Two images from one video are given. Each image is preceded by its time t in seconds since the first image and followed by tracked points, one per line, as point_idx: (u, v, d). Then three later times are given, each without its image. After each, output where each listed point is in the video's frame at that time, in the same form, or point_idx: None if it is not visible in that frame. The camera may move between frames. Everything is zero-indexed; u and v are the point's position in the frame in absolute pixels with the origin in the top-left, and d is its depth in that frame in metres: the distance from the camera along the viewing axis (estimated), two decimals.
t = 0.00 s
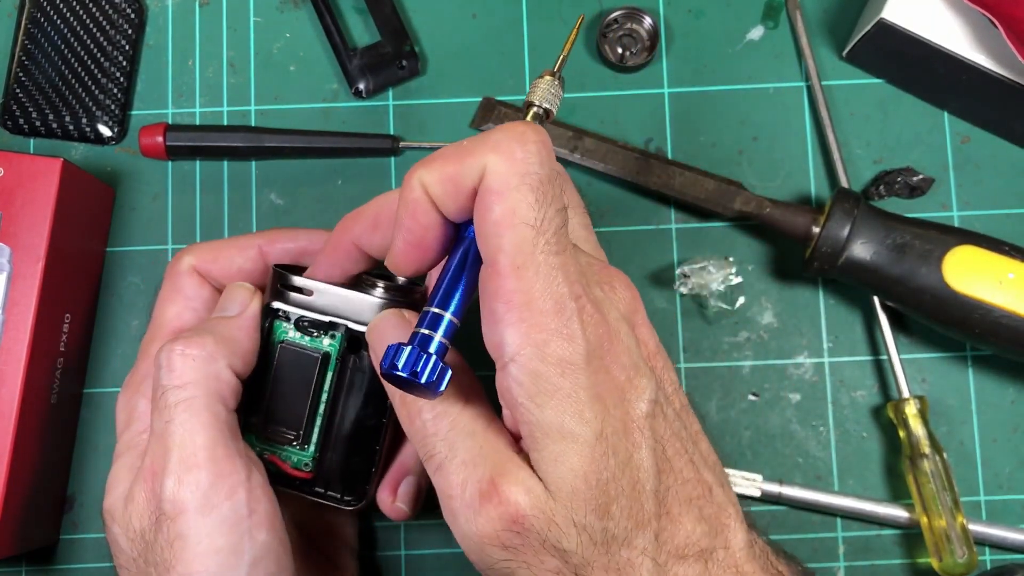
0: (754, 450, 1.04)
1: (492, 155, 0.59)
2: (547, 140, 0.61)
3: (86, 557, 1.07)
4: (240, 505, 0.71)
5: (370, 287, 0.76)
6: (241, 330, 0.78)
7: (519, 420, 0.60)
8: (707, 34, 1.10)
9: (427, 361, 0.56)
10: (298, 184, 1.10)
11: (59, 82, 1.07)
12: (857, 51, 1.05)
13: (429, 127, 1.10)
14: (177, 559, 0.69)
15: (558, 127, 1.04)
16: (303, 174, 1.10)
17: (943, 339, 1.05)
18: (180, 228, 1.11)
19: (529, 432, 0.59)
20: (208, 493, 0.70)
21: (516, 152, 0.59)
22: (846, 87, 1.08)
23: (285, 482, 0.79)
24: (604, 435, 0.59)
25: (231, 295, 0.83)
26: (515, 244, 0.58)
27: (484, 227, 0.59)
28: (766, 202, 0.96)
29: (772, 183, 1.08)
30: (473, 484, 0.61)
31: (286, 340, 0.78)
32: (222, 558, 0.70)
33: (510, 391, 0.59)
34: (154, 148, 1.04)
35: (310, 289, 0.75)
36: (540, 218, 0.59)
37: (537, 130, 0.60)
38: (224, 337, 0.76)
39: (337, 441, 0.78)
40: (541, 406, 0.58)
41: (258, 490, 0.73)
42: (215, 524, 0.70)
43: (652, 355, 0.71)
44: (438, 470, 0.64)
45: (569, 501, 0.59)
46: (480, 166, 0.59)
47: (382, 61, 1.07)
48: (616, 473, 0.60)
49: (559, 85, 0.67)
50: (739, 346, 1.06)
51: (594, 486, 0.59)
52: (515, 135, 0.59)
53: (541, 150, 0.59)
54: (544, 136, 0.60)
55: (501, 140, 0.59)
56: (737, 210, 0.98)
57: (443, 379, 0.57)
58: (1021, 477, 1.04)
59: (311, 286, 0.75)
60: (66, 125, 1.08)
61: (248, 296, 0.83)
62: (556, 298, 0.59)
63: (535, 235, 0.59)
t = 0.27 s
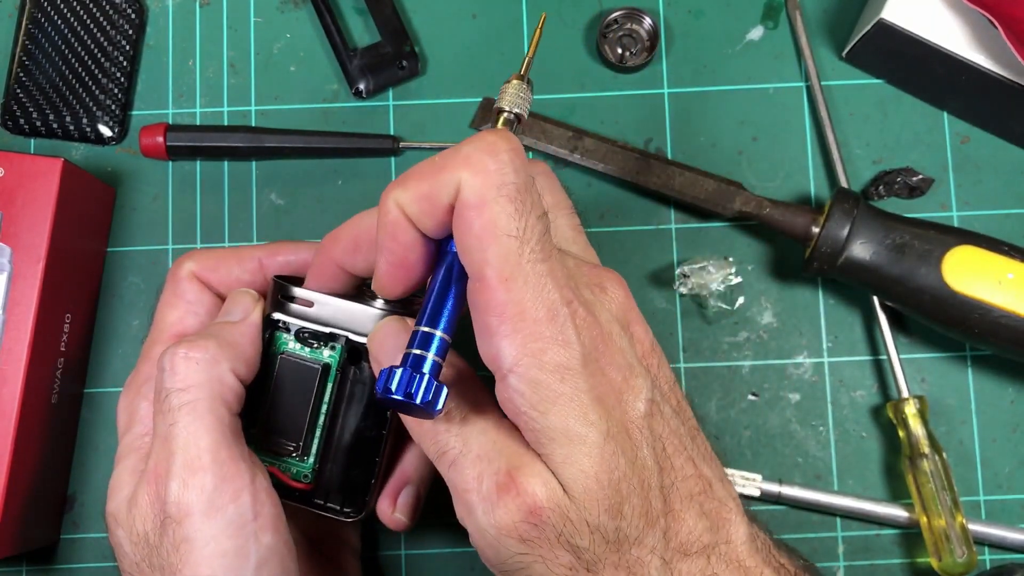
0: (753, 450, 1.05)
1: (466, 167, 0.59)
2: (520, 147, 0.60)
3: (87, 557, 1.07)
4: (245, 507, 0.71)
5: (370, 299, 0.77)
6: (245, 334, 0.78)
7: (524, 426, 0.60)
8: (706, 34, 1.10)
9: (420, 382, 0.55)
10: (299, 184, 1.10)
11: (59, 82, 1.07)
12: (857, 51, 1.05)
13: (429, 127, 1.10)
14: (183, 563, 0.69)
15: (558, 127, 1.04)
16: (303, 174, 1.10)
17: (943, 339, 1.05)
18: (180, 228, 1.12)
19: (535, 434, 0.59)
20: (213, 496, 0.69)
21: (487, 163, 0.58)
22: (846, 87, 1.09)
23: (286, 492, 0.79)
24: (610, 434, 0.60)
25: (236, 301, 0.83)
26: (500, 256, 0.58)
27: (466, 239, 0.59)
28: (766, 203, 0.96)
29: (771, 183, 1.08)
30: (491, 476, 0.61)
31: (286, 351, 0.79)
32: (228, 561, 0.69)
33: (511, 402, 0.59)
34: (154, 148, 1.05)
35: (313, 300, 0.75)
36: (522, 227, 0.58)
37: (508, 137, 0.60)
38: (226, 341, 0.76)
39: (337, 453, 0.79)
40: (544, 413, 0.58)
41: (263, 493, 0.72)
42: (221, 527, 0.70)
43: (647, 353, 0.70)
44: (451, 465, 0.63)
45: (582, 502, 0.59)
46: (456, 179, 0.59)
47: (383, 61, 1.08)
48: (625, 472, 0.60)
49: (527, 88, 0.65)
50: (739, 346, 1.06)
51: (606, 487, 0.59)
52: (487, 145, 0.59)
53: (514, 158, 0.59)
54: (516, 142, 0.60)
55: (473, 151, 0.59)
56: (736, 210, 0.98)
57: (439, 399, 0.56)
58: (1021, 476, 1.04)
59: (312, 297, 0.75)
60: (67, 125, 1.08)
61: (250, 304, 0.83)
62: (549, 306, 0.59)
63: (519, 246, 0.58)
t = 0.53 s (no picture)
0: (754, 450, 1.04)
1: (461, 163, 0.59)
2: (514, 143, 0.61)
3: (87, 557, 1.07)
4: (248, 507, 0.70)
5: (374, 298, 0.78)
6: (250, 335, 0.78)
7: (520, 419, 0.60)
8: (706, 34, 1.10)
9: (410, 376, 0.56)
10: (299, 184, 1.10)
11: (59, 82, 1.07)
12: (857, 51, 1.05)
13: (429, 127, 1.10)
14: (186, 561, 0.69)
15: (558, 127, 1.03)
16: (303, 174, 1.10)
17: (943, 339, 1.05)
18: (180, 228, 1.12)
19: (533, 427, 0.59)
20: (216, 496, 0.69)
21: (482, 160, 0.59)
22: (847, 87, 1.09)
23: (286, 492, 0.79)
24: (610, 424, 0.59)
25: (239, 300, 0.83)
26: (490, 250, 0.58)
27: (458, 236, 0.60)
28: (766, 203, 0.96)
29: (771, 183, 1.08)
30: (495, 474, 0.61)
31: (288, 351, 0.79)
32: (231, 562, 0.69)
33: (508, 397, 0.59)
34: (154, 148, 1.05)
35: (316, 300, 0.77)
36: (515, 223, 0.59)
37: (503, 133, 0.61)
38: (230, 340, 0.76)
39: (340, 453, 0.79)
40: (541, 407, 0.58)
41: (265, 493, 0.72)
42: (225, 527, 0.69)
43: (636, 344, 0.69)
44: (455, 464, 0.64)
45: (586, 492, 0.58)
46: (450, 176, 0.60)
47: (383, 61, 1.08)
48: (627, 461, 0.60)
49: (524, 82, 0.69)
50: (739, 346, 1.06)
51: (608, 475, 0.59)
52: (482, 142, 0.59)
53: (509, 154, 0.60)
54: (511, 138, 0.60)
55: (468, 148, 0.59)
56: (736, 210, 0.98)
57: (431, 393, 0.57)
58: (1021, 476, 1.04)
59: (315, 297, 0.77)
60: (66, 125, 1.08)
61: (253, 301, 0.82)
62: (541, 301, 0.59)
63: (512, 241, 0.59)
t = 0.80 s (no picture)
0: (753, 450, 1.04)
1: (484, 128, 0.59)
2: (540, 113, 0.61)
3: (86, 557, 1.07)
4: (245, 506, 0.71)
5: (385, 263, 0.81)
6: (262, 327, 0.77)
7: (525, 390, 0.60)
8: (706, 34, 1.10)
9: (419, 334, 0.57)
10: (299, 184, 1.10)
11: (59, 82, 1.07)
12: (857, 51, 1.05)
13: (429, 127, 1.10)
14: (182, 558, 0.69)
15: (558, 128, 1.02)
16: (304, 174, 1.10)
17: (943, 339, 1.05)
18: (180, 228, 1.12)
19: (534, 397, 0.59)
20: (215, 494, 0.69)
21: (504, 126, 0.59)
22: (847, 87, 1.09)
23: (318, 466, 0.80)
24: (610, 399, 0.59)
25: (249, 290, 0.79)
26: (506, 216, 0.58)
27: (478, 202, 0.60)
28: (766, 203, 0.96)
29: (772, 183, 1.08)
30: (490, 438, 0.62)
31: (307, 327, 0.79)
32: (225, 560, 0.69)
33: (514, 365, 0.59)
34: (154, 148, 1.05)
35: (331, 270, 0.78)
36: (533, 192, 0.59)
37: (529, 101, 0.61)
38: (242, 332, 0.75)
39: (370, 419, 0.81)
40: (543, 376, 0.58)
41: (265, 492, 0.72)
42: (221, 525, 0.69)
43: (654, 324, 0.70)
44: (457, 426, 0.65)
45: (579, 464, 0.59)
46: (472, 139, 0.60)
47: (383, 61, 1.07)
48: (625, 437, 0.60)
49: (560, 52, 0.65)
50: (739, 346, 1.06)
51: (602, 449, 0.59)
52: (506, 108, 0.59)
53: (534, 124, 0.60)
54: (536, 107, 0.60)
55: (491, 113, 0.59)
56: (737, 210, 0.98)
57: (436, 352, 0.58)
58: (1021, 476, 1.04)
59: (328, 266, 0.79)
60: (66, 125, 1.08)
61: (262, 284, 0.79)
62: (553, 271, 0.59)
63: (529, 208, 0.58)
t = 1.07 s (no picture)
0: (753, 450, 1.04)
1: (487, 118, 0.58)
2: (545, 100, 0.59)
3: (86, 557, 1.07)
4: (243, 507, 0.72)
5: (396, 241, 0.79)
6: (273, 323, 0.77)
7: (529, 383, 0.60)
8: (706, 34, 1.10)
9: (424, 329, 0.57)
10: (299, 185, 1.10)
11: (59, 83, 1.07)
12: (857, 51, 1.05)
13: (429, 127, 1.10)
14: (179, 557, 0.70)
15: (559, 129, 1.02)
16: (304, 174, 1.10)
17: (943, 339, 1.05)
18: (180, 228, 1.12)
19: (533, 390, 0.59)
20: (215, 495, 0.71)
21: (506, 116, 0.57)
22: (846, 87, 1.09)
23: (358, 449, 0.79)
24: (613, 395, 0.59)
25: (266, 278, 0.77)
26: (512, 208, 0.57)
27: (484, 193, 0.59)
28: (766, 203, 0.96)
29: (772, 183, 1.08)
30: (484, 420, 0.64)
31: (326, 312, 0.76)
32: (221, 560, 0.71)
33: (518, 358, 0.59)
34: (154, 148, 1.05)
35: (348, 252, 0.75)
36: (537, 183, 0.58)
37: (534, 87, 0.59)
38: (257, 333, 0.76)
39: (404, 391, 0.80)
40: (547, 372, 0.58)
41: (264, 494, 0.75)
42: (218, 526, 0.71)
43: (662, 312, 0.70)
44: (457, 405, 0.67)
45: (570, 457, 0.60)
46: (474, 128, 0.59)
47: (382, 61, 1.07)
48: (623, 434, 0.60)
49: (573, 29, 0.64)
50: (739, 346, 1.06)
51: (596, 445, 0.59)
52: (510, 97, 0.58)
53: (537, 112, 0.58)
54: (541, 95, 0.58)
55: (493, 102, 0.58)
56: (737, 210, 0.98)
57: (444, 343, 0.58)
58: (1021, 476, 1.04)
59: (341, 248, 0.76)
60: (66, 125, 1.08)
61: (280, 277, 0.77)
62: (560, 266, 0.58)
63: (534, 200, 0.58)
